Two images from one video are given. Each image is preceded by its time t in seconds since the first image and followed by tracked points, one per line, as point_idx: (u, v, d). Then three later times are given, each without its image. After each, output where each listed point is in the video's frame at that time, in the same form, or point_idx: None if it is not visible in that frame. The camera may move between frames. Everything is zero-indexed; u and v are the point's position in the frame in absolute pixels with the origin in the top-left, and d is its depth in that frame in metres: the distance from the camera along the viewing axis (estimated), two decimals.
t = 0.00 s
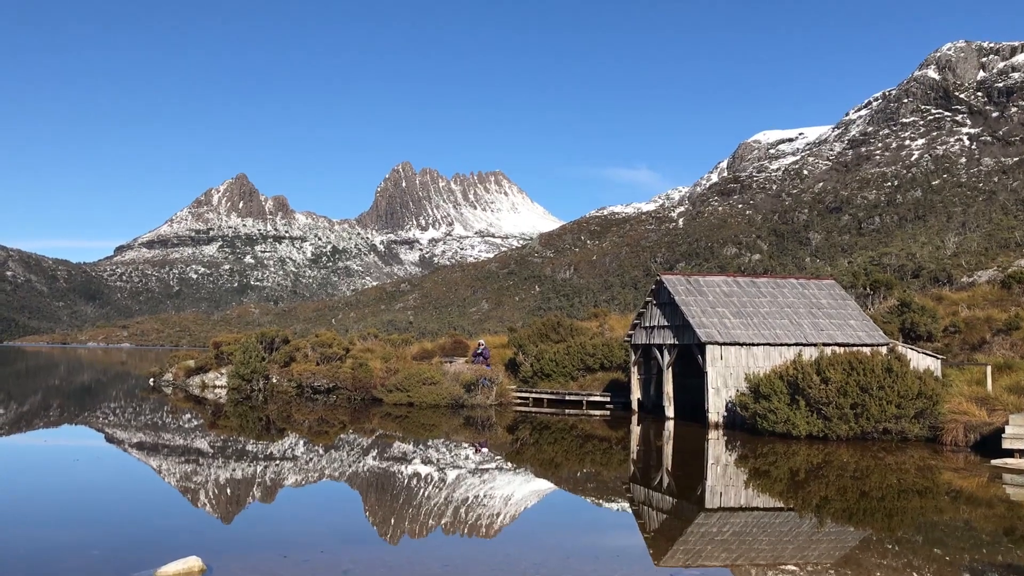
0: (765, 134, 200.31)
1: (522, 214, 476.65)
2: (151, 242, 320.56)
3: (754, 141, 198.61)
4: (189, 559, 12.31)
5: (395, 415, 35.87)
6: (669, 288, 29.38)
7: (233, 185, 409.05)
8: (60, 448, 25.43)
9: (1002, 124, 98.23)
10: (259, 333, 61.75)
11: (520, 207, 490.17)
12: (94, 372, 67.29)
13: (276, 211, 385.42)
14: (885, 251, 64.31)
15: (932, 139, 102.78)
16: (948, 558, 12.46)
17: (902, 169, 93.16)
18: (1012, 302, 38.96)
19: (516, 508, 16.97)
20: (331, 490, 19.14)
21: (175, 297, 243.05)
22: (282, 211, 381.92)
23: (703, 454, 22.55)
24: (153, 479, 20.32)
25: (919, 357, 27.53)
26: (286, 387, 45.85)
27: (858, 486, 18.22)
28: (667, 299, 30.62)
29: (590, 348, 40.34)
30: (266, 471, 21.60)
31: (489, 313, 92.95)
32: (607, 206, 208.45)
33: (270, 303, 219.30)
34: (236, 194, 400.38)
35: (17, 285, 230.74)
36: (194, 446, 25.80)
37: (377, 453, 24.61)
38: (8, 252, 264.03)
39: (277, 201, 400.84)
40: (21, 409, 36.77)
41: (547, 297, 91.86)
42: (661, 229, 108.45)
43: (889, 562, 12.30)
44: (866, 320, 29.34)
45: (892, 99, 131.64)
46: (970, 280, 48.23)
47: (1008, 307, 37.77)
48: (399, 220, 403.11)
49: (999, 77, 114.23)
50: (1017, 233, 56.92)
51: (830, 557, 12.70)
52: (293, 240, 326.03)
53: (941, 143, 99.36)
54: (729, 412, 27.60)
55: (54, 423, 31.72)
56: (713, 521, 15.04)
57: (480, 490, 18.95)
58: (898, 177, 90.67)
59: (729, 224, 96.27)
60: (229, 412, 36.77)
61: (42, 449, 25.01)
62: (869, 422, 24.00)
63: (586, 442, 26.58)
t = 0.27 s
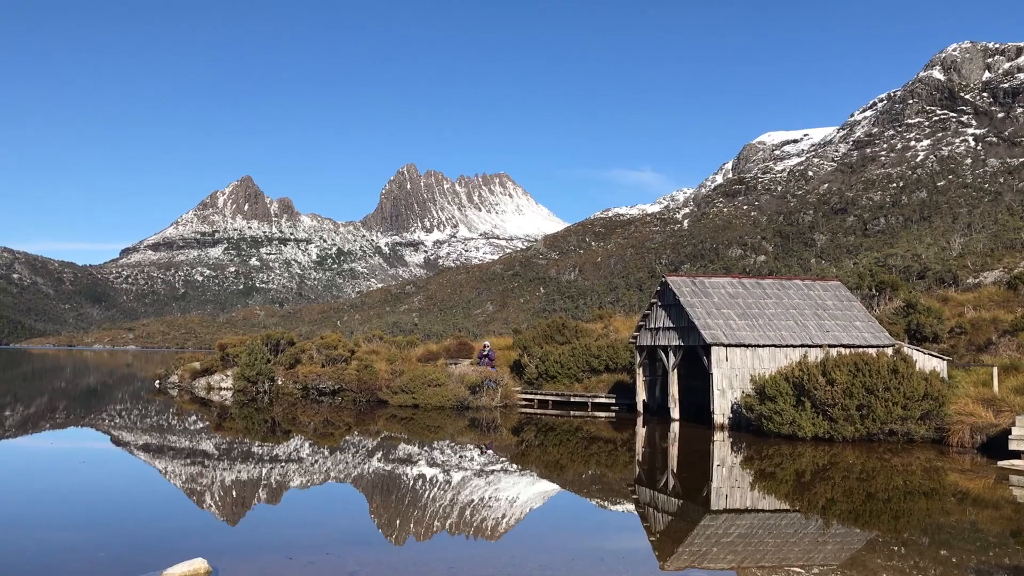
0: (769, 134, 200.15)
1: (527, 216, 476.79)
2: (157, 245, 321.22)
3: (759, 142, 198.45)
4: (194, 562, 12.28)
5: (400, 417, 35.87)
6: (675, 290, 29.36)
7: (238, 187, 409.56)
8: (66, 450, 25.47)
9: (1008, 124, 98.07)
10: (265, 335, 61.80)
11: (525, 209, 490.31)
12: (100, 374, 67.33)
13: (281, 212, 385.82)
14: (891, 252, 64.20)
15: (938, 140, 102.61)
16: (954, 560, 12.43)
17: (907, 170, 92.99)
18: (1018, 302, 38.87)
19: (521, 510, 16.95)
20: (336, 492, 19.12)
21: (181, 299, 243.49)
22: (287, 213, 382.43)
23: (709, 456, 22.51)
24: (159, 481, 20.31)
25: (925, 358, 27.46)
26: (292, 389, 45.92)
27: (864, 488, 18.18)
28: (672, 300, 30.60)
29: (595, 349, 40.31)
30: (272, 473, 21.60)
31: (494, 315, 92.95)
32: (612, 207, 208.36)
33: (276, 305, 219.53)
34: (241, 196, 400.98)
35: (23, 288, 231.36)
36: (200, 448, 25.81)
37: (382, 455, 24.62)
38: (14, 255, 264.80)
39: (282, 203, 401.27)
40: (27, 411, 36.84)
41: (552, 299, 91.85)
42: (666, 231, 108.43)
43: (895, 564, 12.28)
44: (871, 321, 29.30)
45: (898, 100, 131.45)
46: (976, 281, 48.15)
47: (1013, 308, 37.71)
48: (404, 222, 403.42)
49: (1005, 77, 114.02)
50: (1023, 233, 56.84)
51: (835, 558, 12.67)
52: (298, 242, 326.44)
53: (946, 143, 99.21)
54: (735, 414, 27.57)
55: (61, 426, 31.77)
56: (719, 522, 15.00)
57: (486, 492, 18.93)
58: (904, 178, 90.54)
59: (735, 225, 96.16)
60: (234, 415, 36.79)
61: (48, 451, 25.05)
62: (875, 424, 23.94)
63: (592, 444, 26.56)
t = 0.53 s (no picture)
0: (778, 136, 199.71)
1: (535, 218, 476.76)
2: (167, 248, 322.35)
3: (768, 143, 198.01)
4: (205, 564, 12.29)
5: (410, 419, 35.90)
6: (684, 292, 29.33)
7: (247, 191, 410.65)
8: (76, 453, 25.57)
9: (1018, 124, 97.64)
10: (274, 338, 61.93)
11: (533, 211, 490.13)
12: (110, 377, 67.57)
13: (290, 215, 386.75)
14: (901, 253, 63.95)
15: (947, 141, 102.21)
16: (966, 563, 12.37)
17: (917, 171, 92.65)
18: None
19: (531, 512, 16.94)
20: (346, 495, 19.12)
21: (191, 302, 244.21)
22: (296, 216, 383.27)
23: (718, 458, 22.46)
24: (169, 484, 20.37)
25: (935, 360, 27.37)
26: (301, 392, 46.03)
27: (875, 490, 18.10)
28: (681, 302, 30.55)
29: (604, 352, 40.26)
30: (281, 476, 21.65)
31: (503, 317, 92.99)
32: (621, 210, 208.13)
33: (285, 308, 220.03)
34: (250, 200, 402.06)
35: (34, 292, 232.50)
36: (210, 451, 25.89)
37: (391, 457, 24.65)
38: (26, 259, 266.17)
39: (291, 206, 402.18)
40: (38, 414, 37.00)
41: (561, 301, 91.85)
42: (675, 233, 108.30)
43: (906, 567, 12.22)
44: (882, 323, 29.20)
45: (907, 101, 131.01)
46: (986, 283, 47.93)
47: None
48: (412, 225, 403.78)
49: (1015, 78, 113.51)
50: None
51: (847, 562, 12.62)
52: (307, 245, 327.15)
53: (956, 144, 98.82)
54: (745, 416, 27.50)
55: (71, 429, 31.90)
56: (729, 525, 14.98)
57: (495, 495, 18.93)
58: (913, 179, 90.22)
59: (744, 227, 95.99)
60: (244, 417, 36.87)
61: (59, 454, 25.18)
62: (885, 426, 23.85)
63: (602, 446, 26.54)
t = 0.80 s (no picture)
0: (790, 138, 199.18)
1: (546, 221, 476.67)
2: (180, 253, 323.97)
3: (780, 145, 197.54)
4: (218, 568, 12.30)
5: (422, 423, 35.94)
6: (696, 295, 29.27)
7: (259, 196, 412.24)
8: (90, 457, 25.70)
9: None
10: (287, 342, 62.15)
11: (545, 214, 490.10)
12: (124, 381, 67.85)
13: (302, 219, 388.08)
14: (914, 255, 63.65)
15: (961, 142, 101.70)
16: (981, 567, 12.30)
17: (930, 173, 92.21)
18: None
19: (543, 516, 16.93)
20: (358, 498, 19.16)
21: (204, 307, 245.31)
22: (308, 221, 384.53)
23: (731, 461, 22.39)
24: (183, 488, 20.45)
25: (949, 363, 27.25)
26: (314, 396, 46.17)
27: (889, 494, 18.01)
28: (694, 305, 30.51)
29: (616, 355, 40.18)
30: (295, 480, 21.69)
31: (514, 321, 93.03)
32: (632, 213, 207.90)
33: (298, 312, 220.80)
34: (263, 204, 403.62)
35: (49, 297, 234.22)
36: (223, 455, 25.99)
37: (404, 461, 24.68)
38: (41, 264, 268.11)
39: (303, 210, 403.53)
40: (53, 418, 37.23)
41: (572, 304, 91.84)
42: (686, 236, 108.13)
43: (920, 571, 12.16)
44: (895, 325, 29.07)
45: (920, 102, 130.43)
46: (1000, 285, 47.64)
47: None
48: (424, 229, 404.41)
49: None
50: None
51: (861, 565, 12.56)
52: (320, 249, 328.17)
53: (969, 145, 98.31)
54: (758, 419, 27.40)
55: (86, 433, 32.07)
56: (742, 529, 14.94)
57: (507, 499, 18.92)
58: (926, 181, 89.80)
59: (756, 230, 95.78)
60: (257, 421, 37.01)
61: (74, 458, 25.32)
62: (900, 429, 23.73)
63: (614, 450, 26.50)
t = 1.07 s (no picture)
0: (804, 141, 198.36)
1: (559, 225, 476.33)
2: (195, 258, 325.61)
3: (794, 148, 196.76)
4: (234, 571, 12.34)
5: (436, 427, 36.01)
6: (710, 298, 29.19)
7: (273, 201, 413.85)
8: (107, 462, 25.89)
9: None
10: (302, 347, 62.30)
11: (558, 218, 489.83)
12: (139, 386, 68.26)
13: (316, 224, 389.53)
14: (930, 258, 63.28)
15: (976, 143, 101.04)
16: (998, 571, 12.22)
17: (945, 175, 91.66)
18: None
19: (558, 520, 16.93)
20: (373, 502, 19.22)
21: (219, 311, 246.39)
22: (322, 225, 385.68)
23: (746, 465, 22.31)
24: (199, 491, 20.60)
25: (966, 365, 27.06)
26: (328, 400, 46.32)
27: (905, 498, 17.89)
28: (708, 308, 30.42)
29: (630, 359, 40.08)
30: (310, 483, 21.80)
31: (528, 325, 92.99)
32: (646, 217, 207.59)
33: (312, 317, 221.34)
34: (277, 210, 405.16)
35: (65, 303, 236.02)
36: (239, 459, 26.08)
37: (418, 465, 24.71)
38: (58, 270, 270.16)
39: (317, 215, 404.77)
40: (69, 423, 37.43)
41: (586, 308, 91.74)
42: (700, 239, 107.95)
43: None
44: (910, 328, 28.93)
45: (935, 103, 129.67)
46: (1017, 287, 47.27)
47: None
48: (437, 233, 404.81)
49: None
50: None
51: (877, 570, 12.49)
52: (333, 253, 329.05)
53: (985, 147, 97.64)
54: (773, 423, 27.30)
55: (102, 438, 32.23)
56: (757, 532, 14.90)
57: (521, 502, 18.94)
58: (942, 183, 89.25)
59: (770, 233, 95.48)
60: (272, 426, 37.16)
61: (92, 462, 25.56)
62: (915, 432, 23.59)
63: (628, 453, 26.46)
